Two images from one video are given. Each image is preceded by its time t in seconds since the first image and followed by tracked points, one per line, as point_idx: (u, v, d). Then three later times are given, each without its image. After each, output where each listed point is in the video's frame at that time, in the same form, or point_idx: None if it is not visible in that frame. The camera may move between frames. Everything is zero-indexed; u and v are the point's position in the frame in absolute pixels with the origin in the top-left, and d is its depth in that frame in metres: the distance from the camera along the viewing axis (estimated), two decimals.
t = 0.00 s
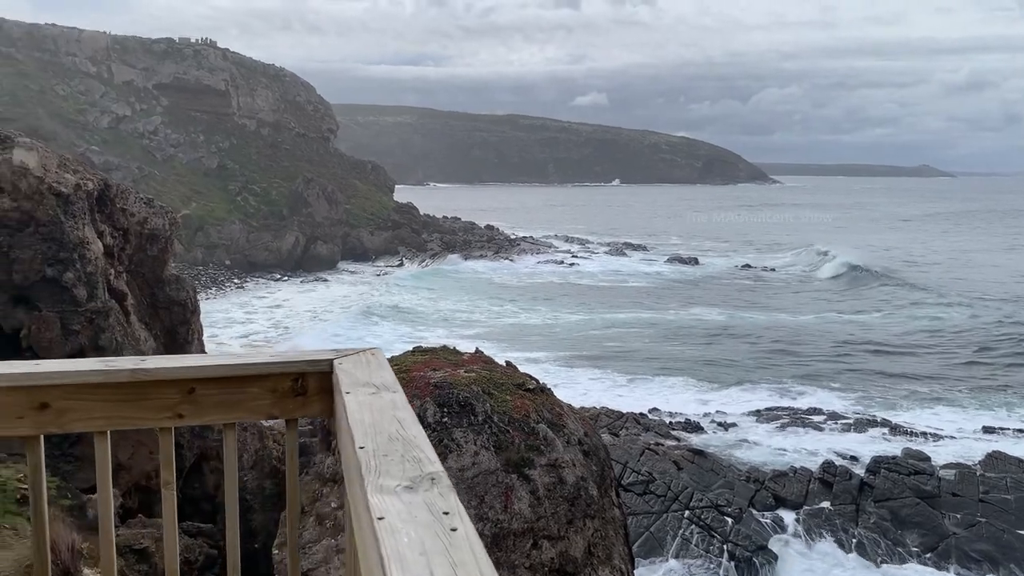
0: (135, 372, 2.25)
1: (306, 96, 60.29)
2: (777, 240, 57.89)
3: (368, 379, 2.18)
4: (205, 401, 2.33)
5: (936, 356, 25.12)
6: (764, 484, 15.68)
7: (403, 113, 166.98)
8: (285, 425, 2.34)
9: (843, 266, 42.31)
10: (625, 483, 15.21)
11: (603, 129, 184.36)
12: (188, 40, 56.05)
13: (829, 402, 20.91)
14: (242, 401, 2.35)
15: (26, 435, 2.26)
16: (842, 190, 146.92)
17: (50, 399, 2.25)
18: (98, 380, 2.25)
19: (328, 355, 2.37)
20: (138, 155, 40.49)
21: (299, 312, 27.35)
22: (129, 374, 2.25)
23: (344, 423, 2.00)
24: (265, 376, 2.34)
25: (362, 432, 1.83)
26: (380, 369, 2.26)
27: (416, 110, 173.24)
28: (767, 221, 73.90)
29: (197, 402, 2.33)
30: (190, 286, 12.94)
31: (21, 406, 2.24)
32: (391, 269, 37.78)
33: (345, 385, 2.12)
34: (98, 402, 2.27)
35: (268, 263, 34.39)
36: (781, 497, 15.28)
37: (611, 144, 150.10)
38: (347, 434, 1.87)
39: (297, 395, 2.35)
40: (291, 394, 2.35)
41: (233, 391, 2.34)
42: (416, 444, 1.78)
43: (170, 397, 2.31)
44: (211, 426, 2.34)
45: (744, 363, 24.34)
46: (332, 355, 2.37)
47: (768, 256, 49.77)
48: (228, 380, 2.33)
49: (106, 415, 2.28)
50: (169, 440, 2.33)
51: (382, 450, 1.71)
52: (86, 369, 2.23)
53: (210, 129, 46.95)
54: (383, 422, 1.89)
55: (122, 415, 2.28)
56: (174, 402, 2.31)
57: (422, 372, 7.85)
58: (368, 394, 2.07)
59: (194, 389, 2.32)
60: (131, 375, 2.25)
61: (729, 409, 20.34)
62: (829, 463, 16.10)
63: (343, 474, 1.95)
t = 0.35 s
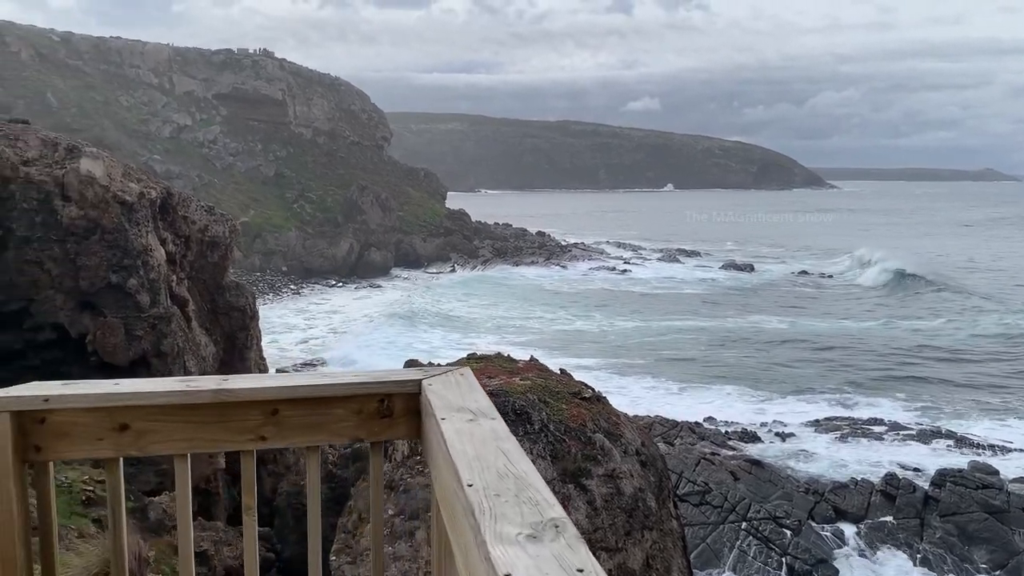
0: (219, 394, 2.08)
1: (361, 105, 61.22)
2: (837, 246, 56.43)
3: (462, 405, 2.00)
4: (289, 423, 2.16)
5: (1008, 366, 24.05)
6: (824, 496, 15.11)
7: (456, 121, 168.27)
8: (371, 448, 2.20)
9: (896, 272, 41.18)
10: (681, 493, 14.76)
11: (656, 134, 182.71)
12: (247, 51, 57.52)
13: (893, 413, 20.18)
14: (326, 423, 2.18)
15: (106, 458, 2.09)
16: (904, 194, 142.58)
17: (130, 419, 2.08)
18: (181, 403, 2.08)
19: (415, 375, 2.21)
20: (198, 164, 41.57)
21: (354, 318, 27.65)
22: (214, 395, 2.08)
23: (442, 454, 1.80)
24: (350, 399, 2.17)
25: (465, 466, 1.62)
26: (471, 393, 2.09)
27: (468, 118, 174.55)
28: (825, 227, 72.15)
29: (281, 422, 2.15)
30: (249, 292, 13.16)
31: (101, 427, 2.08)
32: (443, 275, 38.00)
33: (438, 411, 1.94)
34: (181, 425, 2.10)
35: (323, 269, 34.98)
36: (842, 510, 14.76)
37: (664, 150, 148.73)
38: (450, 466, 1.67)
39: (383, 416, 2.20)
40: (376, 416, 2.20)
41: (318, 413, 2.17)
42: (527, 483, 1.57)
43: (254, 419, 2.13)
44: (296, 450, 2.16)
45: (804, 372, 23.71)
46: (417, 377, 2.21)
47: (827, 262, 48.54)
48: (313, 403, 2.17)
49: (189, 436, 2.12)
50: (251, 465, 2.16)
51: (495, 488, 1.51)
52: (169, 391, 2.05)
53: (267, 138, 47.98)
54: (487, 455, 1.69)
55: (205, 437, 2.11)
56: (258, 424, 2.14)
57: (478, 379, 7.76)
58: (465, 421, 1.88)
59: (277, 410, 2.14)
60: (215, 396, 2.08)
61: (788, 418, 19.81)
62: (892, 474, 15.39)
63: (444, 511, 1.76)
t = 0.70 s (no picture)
0: (319, 409, 1.78)
1: (438, 114, 62.07)
2: (929, 254, 53.90)
3: (579, 428, 1.64)
4: (393, 443, 1.84)
5: None
6: (913, 514, 14.34)
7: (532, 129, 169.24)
8: (476, 472, 1.87)
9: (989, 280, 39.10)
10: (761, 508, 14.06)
11: (735, 138, 178.82)
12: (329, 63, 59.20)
13: (990, 428, 19.03)
14: (429, 442, 1.85)
15: (204, 476, 1.83)
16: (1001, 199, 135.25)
17: (228, 434, 1.80)
18: (282, 419, 1.79)
19: (525, 392, 1.87)
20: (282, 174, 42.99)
21: (431, 323, 27.98)
22: (313, 411, 1.78)
23: (562, 487, 1.46)
24: (457, 416, 1.85)
25: (592, 506, 1.28)
26: (586, 412, 1.72)
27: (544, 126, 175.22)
28: (916, 234, 69.05)
29: (384, 440, 1.84)
30: (330, 298, 13.44)
31: (198, 443, 1.81)
32: (517, 282, 38.08)
33: (553, 435, 1.59)
34: (284, 443, 1.82)
35: (400, 275, 35.58)
36: (932, 529, 14.00)
37: (743, 156, 145.57)
38: (571, 501, 1.33)
39: (488, 436, 1.87)
40: (480, 435, 1.86)
41: (423, 431, 1.84)
42: (673, 524, 1.21)
43: (356, 437, 1.83)
44: (398, 471, 1.86)
45: (894, 384, 22.63)
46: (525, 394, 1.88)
47: (918, 271, 46.42)
48: (419, 420, 1.84)
49: (287, 455, 1.84)
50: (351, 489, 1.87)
51: (637, 536, 1.16)
52: (268, 405, 1.78)
53: (348, 148, 49.19)
54: (619, 490, 1.33)
55: (307, 457, 1.82)
56: (359, 442, 1.83)
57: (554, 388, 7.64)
58: (586, 447, 1.53)
59: (380, 427, 1.84)
60: (316, 413, 1.78)
61: (875, 432, 18.94)
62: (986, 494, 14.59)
63: (565, 557, 1.41)
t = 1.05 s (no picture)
0: (443, 455, 1.53)
1: (541, 127, 62.42)
2: None
3: (747, 494, 1.32)
4: (520, 493, 1.57)
5: None
6: None
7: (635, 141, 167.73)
8: (612, 530, 1.58)
9: None
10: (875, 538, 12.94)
11: (849, 150, 171.33)
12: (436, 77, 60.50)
13: None
14: (563, 491, 1.57)
15: (318, 520, 1.60)
16: None
17: (345, 477, 1.58)
18: (404, 463, 1.55)
19: (672, 440, 1.55)
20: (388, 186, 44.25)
21: (530, 335, 27.97)
22: (435, 456, 1.53)
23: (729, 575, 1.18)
24: (592, 466, 1.55)
25: None
26: (749, 474, 1.39)
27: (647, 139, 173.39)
28: None
29: (511, 489, 1.58)
30: (433, 308, 13.61)
31: (311, 485, 1.59)
32: (618, 295, 37.60)
33: (717, 502, 1.29)
34: (406, 489, 1.57)
35: (500, 286, 35.82)
36: None
37: (858, 168, 139.25)
38: None
39: (628, 490, 1.55)
40: (620, 488, 1.56)
41: (557, 482, 1.56)
42: None
43: (481, 485, 1.57)
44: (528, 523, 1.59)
45: None
46: (676, 440, 1.57)
47: None
48: (552, 470, 1.56)
49: (406, 502, 1.59)
50: (476, 541, 1.62)
51: None
52: (389, 448, 1.54)
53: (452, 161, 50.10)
54: None
55: (428, 506, 1.57)
56: (483, 490, 1.57)
57: (659, 408, 7.49)
58: (759, 522, 1.23)
59: (507, 474, 1.57)
60: (439, 458, 1.53)
61: (1002, 463, 17.55)
62: None
63: None
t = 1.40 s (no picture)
0: (552, 493, 1.29)
1: (620, 134, 61.93)
2: None
3: (925, 559, 1.03)
4: (637, 539, 1.30)
5: None
6: None
7: (715, 150, 164.52)
8: None
9: None
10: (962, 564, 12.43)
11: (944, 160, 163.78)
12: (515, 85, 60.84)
13: None
14: (691, 541, 1.29)
15: (415, 558, 1.40)
16: None
17: (445, 514, 1.36)
18: (510, 502, 1.32)
19: (813, 484, 1.26)
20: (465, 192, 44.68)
21: (604, 344, 27.66)
22: (544, 495, 1.30)
23: None
24: (722, 513, 1.27)
25: None
26: (919, 535, 1.08)
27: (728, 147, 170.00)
28: None
29: (628, 535, 1.31)
30: (507, 315, 13.59)
31: (407, 522, 1.38)
32: (695, 306, 36.83)
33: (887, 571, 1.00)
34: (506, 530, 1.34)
35: (575, 294, 35.57)
36: None
37: (952, 179, 132.84)
38: None
39: (763, 542, 1.26)
40: (755, 539, 1.26)
41: (684, 530, 1.29)
42: None
43: (595, 530, 1.32)
44: None
45: None
46: (816, 486, 1.28)
47: None
48: (677, 517, 1.29)
49: (510, 544, 1.36)
50: None
51: None
52: (492, 484, 1.32)
53: (529, 167, 50.18)
54: None
55: (533, 551, 1.33)
56: (598, 535, 1.32)
57: (740, 424, 7.35)
58: None
59: (623, 520, 1.31)
60: (548, 498, 1.30)
61: None
62: None
63: None
